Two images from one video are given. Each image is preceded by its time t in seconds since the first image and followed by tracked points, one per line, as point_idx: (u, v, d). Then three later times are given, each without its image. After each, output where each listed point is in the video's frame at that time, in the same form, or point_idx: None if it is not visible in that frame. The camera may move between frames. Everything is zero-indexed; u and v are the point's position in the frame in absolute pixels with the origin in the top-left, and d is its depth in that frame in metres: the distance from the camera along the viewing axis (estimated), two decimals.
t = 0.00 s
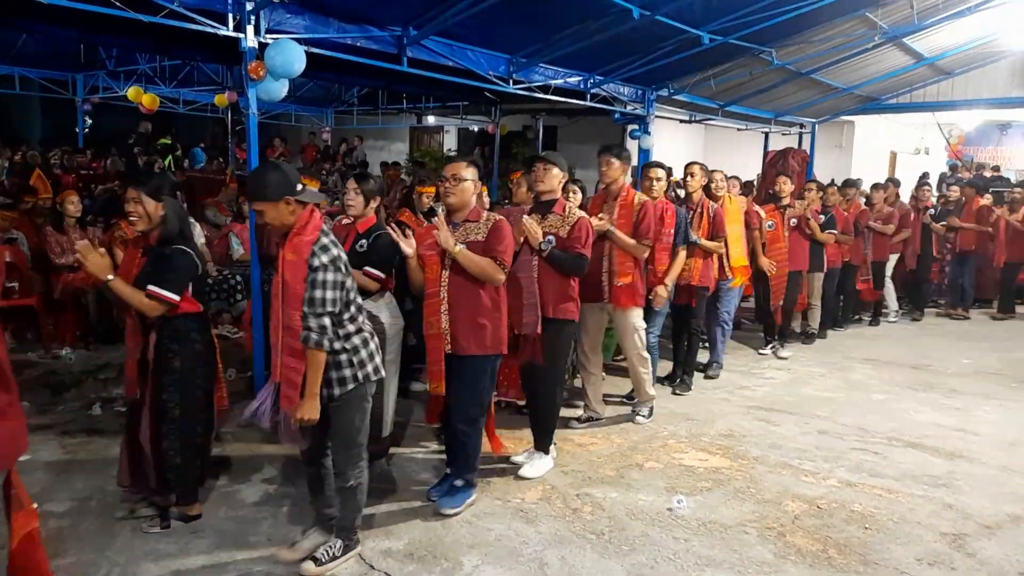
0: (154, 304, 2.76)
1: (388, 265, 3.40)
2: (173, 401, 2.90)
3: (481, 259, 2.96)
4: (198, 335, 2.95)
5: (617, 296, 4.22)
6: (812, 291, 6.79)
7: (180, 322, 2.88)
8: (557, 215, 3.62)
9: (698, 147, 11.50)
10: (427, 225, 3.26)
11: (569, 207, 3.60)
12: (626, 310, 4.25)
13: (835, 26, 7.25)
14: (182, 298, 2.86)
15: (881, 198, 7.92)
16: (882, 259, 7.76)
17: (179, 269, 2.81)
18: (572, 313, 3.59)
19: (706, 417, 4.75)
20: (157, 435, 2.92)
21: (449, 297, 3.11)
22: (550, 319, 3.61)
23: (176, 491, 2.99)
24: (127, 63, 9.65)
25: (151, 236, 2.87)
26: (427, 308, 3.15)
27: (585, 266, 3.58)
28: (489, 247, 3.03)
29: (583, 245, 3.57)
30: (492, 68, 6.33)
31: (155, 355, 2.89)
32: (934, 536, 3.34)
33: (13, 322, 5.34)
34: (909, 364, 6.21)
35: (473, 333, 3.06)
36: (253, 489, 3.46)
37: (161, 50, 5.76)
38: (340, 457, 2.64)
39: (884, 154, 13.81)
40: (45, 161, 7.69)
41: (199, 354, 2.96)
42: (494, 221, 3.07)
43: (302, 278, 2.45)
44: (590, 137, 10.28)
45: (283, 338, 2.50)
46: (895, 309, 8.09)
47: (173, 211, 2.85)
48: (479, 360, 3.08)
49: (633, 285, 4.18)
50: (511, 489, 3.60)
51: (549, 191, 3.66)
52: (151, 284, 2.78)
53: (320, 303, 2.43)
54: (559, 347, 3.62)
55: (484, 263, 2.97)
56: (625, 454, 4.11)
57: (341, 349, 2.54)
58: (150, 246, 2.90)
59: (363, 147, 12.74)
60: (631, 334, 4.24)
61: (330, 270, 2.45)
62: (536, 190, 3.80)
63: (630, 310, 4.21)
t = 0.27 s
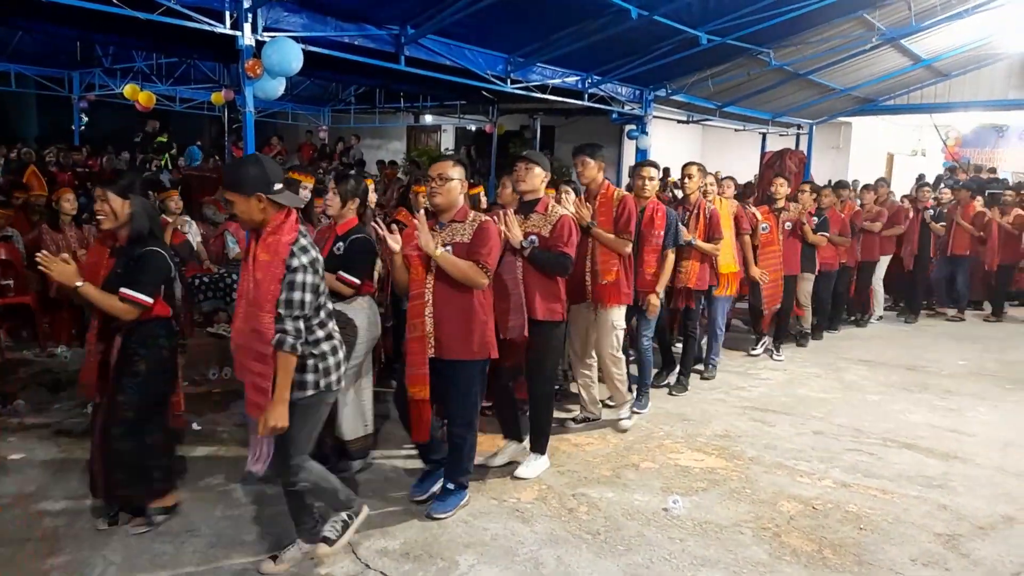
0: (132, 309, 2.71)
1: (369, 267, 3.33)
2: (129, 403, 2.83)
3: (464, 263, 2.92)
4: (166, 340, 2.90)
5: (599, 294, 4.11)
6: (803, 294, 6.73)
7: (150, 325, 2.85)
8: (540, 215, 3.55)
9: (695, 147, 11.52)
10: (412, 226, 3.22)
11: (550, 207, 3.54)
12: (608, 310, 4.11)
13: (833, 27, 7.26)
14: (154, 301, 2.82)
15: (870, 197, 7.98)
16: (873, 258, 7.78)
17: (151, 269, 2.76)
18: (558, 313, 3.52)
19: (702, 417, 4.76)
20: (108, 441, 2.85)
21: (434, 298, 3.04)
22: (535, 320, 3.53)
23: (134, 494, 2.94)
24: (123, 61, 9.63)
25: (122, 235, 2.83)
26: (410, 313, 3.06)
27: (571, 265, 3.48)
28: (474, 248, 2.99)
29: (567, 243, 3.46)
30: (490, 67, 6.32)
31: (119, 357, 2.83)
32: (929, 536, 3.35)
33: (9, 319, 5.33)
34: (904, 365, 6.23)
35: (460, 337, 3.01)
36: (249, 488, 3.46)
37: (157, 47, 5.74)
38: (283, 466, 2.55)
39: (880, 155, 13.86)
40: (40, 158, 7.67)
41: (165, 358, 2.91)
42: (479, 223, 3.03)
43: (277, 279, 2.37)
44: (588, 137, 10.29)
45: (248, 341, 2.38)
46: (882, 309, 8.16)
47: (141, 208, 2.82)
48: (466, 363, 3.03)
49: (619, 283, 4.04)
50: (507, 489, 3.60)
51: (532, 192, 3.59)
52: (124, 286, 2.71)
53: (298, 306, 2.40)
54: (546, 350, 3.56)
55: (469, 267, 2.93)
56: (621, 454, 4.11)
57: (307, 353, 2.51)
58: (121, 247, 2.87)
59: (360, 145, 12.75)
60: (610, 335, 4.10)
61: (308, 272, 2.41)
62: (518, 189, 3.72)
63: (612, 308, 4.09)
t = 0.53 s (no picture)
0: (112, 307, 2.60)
1: (347, 267, 3.30)
2: (116, 408, 2.75)
3: (447, 261, 2.84)
4: (145, 340, 2.81)
5: (594, 295, 4.01)
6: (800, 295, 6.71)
7: (128, 326, 2.75)
8: (523, 216, 3.48)
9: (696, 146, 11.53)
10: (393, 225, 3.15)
11: (534, 208, 3.47)
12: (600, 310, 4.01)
13: (833, 26, 7.26)
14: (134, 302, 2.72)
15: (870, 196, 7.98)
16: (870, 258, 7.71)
17: (132, 268, 2.67)
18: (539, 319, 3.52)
19: (702, 416, 4.78)
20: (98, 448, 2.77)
21: (415, 297, 2.99)
22: (514, 324, 3.54)
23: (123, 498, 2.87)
24: (125, 61, 9.65)
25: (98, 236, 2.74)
26: (392, 311, 3.02)
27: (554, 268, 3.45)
28: (458, 247, 2.93)
29: (550, 245, 3.43)
30: (491, 67, 6.34)
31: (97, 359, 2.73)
32: (929, 534, 3.36)
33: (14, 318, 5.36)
34: (905, 363, 6.24)
35: (440, 337, 2.95)
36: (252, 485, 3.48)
37: (159, 47, 5.76)
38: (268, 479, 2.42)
39: (881, 153, 13.86)
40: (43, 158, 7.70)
41: (147, 358, 2.82)
42: (462, 221, 2.98)
43: (254, 269, 2.26)
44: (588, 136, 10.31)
45: (220, 334, 2.28)
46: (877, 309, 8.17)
47: (115, 207, 2.74)
48: (448, 363, 2.98)
49: (612, 283, 3.95)
50: (508, 487, 3.62)
51: (516, 194, 3.53)
52: (104, 286, 2.61)
53: (272, 295, 2.27)
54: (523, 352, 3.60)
55: (455, 267, 2.86)
56: (622, 452, 4.13)
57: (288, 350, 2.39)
58: (93, 250, 2.77)
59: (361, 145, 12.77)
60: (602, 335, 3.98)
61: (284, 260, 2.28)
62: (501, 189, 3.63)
63: (606, 308, 3.98)
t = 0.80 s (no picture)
0: (69, 312, 2.56)
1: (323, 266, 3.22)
2: (88, 415, 2.72)
3: (433, 264, 2.83)
4: (112, 343, 2.77)
5: (590, 300, 3.98)
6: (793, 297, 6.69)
7: (93, 330, 2.70)
8: (509, 215, 3.41)
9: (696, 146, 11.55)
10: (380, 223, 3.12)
11: (521, 207, 3.40)
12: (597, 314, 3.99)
13: (832, 27, 7.28)
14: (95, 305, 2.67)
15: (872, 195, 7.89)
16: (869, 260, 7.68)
17: (91, 269, 2.61)
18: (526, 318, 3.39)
19: (703, 415, 4.79)
20: (75, 454, 2.75)
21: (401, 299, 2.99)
22: (502, 325, 3.41)
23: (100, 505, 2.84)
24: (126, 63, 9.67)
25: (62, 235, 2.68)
26: (377, 311, 3.02)
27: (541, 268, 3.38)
28: (446, 249, 2.91)
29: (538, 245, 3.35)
30: (491, 68, 6.36)
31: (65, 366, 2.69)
32: (929, 533, 3.37)
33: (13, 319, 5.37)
34: (905, 363, 6.25)
35: (425, 338, 2.93)
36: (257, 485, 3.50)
37: (160, 48, 5.77)
38: (267, 488, 2.42)
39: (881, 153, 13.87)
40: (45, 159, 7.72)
41: (115, 363, 2.78)
42: (450, 223, 2.96)
43: (229, 264, 2.23)
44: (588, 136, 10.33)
45: (202, 336, 2.27)
46: (877, 310, 8.16)
47: (78, 206, 2.67)
48: (428, 368, 2.96)
49: (607, 287, 3.93)
50: (509, 486, 3.63)
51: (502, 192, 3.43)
52: (62, 289, 2.56)
53: (248, 289, 2.23)
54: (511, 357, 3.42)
55: (438, 267, 2.84)
56: (622, 452, 4.14)
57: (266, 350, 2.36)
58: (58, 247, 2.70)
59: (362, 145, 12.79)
60: (598, 340, 3.99)
61: (262, 255, 2.25)
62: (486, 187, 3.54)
63: (603, 313, 3.96)
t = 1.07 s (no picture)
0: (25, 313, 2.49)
1: (310, 263, 3.26)
2: (36, 422, 2.63)
3: (414, 266, 2.73)
4: (72, 349, 2.71)
5: (590, 301, 3.93)
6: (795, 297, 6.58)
7: (55, 334, 2.65)
8: (495, 211, 3.38)
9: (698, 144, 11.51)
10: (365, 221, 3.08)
11: (507, 202, 3.37)
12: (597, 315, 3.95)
13: (835, 24, 7.24)
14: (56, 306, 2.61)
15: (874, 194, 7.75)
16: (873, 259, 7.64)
17: (49, 270, 2.53)
18: (516, 317, 3.35)
19: (705, 415, 4.76)
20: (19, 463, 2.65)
21: (387, 303, 2.92)
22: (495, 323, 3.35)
23: (54, 516, 2.76)
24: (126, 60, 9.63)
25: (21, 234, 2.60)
26: (362, 312, 2.98)
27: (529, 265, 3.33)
28: (427, 251, 2.81)
29: (525, 240, 3.31)
30: (492, 65, 6.33)
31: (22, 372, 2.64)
32: (933, 534, 3.34)
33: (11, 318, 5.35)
34: (908, 362, 6.22)
35: (412, 341, 2.86)
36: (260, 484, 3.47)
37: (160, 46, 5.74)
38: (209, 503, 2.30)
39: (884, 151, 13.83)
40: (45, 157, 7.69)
41: (73, 370, 2.72)
42: (436, 222, 2.87)
43: (211, 262, 2.18)
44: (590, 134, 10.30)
45: (184, 339, 2.21)
46: (881, 310, 8.12)
47: (38, 203, 2.56)
48: (424, 370, 2.89)
49: (609, 287, 3.89)
50: (511, 486, 3.60)
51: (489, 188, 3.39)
52: (20, 290, 2.50)
53: (238, 285, 2.20)
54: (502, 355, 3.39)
55: (421, 269, 2.75)
56: (624, 452, 4.11)
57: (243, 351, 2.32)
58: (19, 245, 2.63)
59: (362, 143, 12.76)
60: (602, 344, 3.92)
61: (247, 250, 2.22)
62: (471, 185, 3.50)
63: (604, 316, 3.92)
